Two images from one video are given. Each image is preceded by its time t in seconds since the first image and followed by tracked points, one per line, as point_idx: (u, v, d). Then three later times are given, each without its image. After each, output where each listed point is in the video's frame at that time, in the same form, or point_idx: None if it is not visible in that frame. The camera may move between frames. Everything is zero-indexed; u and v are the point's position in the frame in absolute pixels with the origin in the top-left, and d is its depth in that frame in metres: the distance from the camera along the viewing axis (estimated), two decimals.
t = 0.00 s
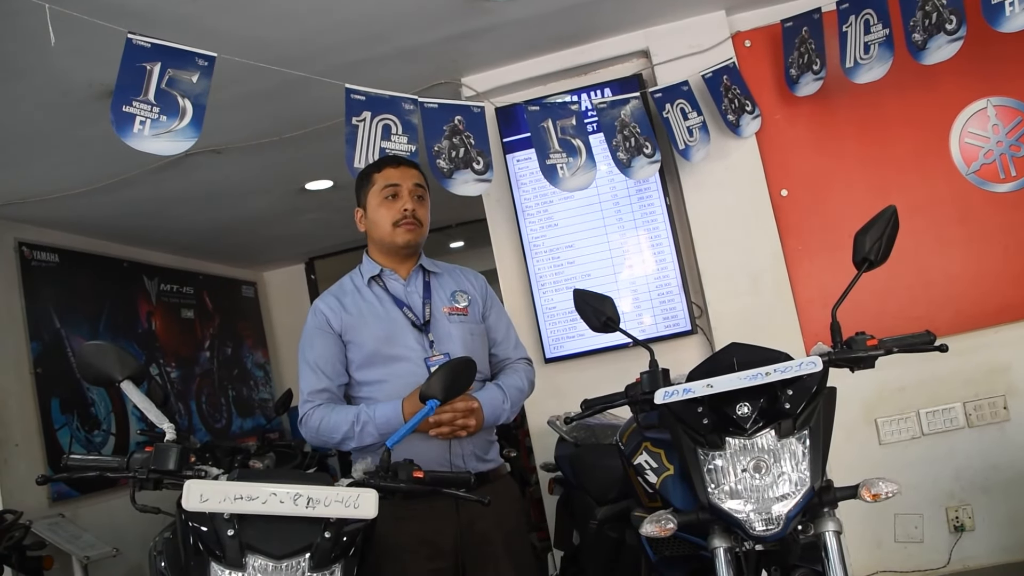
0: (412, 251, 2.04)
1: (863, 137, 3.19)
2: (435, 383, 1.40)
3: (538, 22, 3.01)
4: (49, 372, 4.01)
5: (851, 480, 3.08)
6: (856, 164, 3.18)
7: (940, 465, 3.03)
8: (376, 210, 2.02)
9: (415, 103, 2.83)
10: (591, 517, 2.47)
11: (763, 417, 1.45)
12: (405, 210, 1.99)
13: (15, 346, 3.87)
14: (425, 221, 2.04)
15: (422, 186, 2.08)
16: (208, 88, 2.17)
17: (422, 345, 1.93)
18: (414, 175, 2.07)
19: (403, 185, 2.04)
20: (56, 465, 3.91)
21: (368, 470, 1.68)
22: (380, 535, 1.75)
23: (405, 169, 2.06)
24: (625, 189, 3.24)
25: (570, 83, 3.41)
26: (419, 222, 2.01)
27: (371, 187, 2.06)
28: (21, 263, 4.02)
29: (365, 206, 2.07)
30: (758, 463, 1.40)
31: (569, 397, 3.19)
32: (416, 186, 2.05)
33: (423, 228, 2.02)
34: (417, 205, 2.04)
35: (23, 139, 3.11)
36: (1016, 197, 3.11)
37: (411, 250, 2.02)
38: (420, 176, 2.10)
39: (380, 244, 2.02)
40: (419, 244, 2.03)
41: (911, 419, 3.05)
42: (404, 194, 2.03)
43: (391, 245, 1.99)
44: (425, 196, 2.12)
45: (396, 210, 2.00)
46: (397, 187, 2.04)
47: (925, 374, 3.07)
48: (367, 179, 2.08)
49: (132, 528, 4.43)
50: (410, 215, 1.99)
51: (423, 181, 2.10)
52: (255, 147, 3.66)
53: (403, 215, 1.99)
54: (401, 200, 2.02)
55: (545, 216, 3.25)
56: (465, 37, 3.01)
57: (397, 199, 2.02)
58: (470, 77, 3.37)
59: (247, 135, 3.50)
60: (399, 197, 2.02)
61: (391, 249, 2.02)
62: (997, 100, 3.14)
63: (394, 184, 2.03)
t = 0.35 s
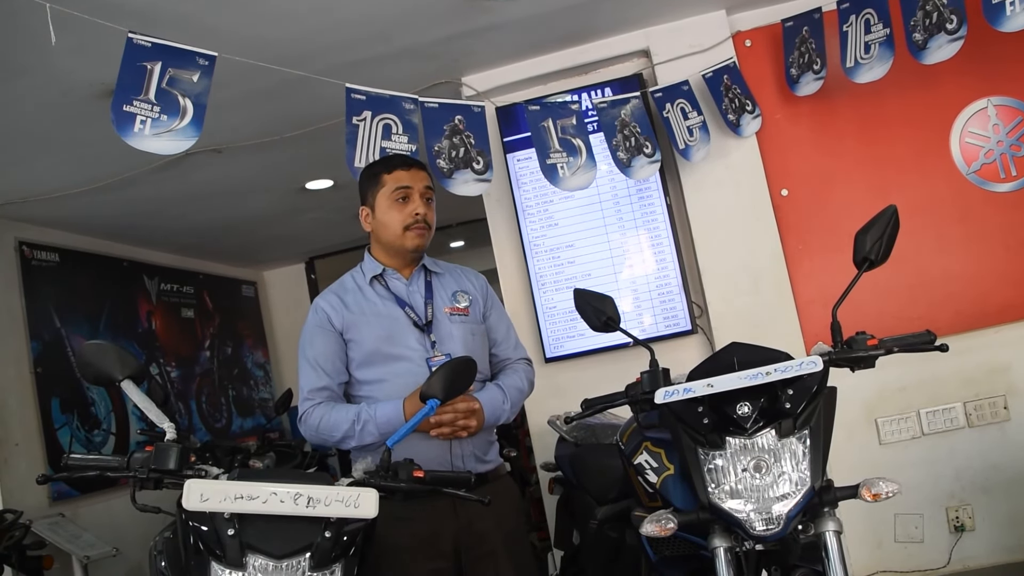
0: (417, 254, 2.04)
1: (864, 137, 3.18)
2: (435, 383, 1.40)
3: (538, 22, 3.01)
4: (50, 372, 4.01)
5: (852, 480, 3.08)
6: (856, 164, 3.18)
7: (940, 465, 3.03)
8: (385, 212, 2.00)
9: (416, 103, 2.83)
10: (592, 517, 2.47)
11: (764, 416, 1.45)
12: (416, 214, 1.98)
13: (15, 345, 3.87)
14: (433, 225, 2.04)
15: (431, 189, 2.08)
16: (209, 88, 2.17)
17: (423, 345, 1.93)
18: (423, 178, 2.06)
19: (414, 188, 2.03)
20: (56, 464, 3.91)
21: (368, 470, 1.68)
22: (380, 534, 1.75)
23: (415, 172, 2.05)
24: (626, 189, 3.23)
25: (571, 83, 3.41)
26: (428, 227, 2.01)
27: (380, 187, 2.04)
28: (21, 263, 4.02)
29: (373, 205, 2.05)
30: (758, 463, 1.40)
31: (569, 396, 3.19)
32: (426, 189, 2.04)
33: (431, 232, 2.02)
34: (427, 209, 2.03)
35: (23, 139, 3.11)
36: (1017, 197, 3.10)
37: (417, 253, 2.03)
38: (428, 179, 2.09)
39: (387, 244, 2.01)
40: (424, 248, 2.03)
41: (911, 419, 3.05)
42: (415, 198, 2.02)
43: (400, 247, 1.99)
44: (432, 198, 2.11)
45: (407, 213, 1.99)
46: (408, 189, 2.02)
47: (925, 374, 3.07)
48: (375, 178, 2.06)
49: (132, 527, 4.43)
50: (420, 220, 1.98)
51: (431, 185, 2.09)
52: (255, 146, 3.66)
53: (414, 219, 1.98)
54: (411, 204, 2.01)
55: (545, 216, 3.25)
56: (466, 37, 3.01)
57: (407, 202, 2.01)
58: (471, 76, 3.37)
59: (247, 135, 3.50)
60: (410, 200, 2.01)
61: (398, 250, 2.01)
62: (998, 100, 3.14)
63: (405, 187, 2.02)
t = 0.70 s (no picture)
0: (413, 247, 2.03)
1: (863, 137, 3.18)
2: (435, 383, 1.40)
3: (538, 21, 3.01)
4: (49, 372, 4.01)
5: (852, 480, 3.08)
6: (856, 164, 3.18)
7: (940, 464, 3.03)
8: (367, 214, 2.03)
9: (415, 102, 2.83)
10: (591, 517, 2.47)
11: (763, 416, 1.45)
12: (393, 208, 1.98)
13: (15, 345, 3.87)
14: (418, 213, 2.03)
15: (410, 179, 2.06)
16: (208, 88, 2.17)
17: (424, 345, 1.93)
18: (399, 170, 2.06)
19: (389, 184, 2.03)
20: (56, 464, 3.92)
21: (367, 469, 1.69)
22: (380, 533, 1.76)
23: (388, 167, 2.06)
24: (626, 189, 3.24)
25: (571, 83, 3.41)
26: (411, 216, 2.00)
27: (360, 192, 2.07)
28: (21, 262, 4.02)
29: (359, 211, 2.08)
30: (758, 462, 1.40)
31: (569, 396, 3.19)
32: (402, 181, 2.04)
33: (416, 221, 2.01)
34: (406, 200, 2.02)
35: (23, 138, 3.11)
36: (1017, 196, 3.11)
37: (410, 246, 2.02)
38: (406, 169, 2.08)
39: (379, 246, 2.03)
40: (416, 238, 2.02)
41: (911, 419, 3.05)
42: (390, 193, 2.02)
43: (389, 246, 2.00)
44: (417, 188, 2.10)
45: (385, 209, 1.99)
46: (384, 187, 2.03)
47: (925, 373, 3.07)
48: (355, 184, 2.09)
49: (132, 527, 4.43)
50: (399, 212, 1.98)
51: (410, 175, 2.08)
52: (255, 146, 3.66)
53: (393, 214, 1.98)
54: (388, 200, 2.01)
55: (545, 215, 3.25)
56: (465, 36, 3.01)
57: (384, 199, 2.02)
58: (471, 76, 3.37)
59: (247, 134, 3.50)
60: (386, 196, 2.02)
61: (391, 250, 2.02)
62: (997, 99, 3.14)
63: (379, 185, 2.03)
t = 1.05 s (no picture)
0: (399, 248, 2.02)
1: (862, 136, 3.19)
2: (434, 382, 1.40)
3: (537, 21, 3.01)
4: (49, 371, 4.01)
5: (851, 479, 3.08)
6: (855, 163, 3.18)
7: (940, 463, 3.04)
8: (351, 221, 2.02)
9: (415, 102, 2.84)
10: (591, 516, 2.47)
11: (763, 415, 1.46)
12: (373, 213, 1.96)
13: (15, 344, 3.87)
14: (401, 215, 2.00)
15: (390, 181, 2.03)
16: (208, 87, 2.17)
17: (420, 341, 1.93)
18: (379, 173, 2.03)
19: (368, 189, 2.00)
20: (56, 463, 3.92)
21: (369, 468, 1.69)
22: (379, 533, 1.75)
23: (367, 171, 2.03)
24: (625, 188, 3.24)
25: (571, 82, 3.41)
26: (393, 220, 1.98)
27: (342, 197, 2.05)
28: (21, 262, 4.02)
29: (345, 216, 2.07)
30: (757, 462, 1.40)
31: (569, 395, 3.19)
32: (380, 185, 2.01)
33: (399, 224, 1.99)
34: (387, 204, 2.00)
35: (23, 138, 3.11)
36: (1017, 196, 3.11)
37: (396, 248, 2.01)
38: (386, 171, 2.05)
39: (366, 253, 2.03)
40: (401, 240, 2.00)
41: (911, 418, 3.06)
42: (370, 198, 2.00)
43: (375, 252, 1.99)
44: (400, 188, 2.06)
45: (366, 215, 1.98)
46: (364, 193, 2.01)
47: (925, 373, 3.07)
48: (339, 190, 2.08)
49: (132, 526, 4.43)
50: (379, 217, 1.96)
51: (391, 177, 2.05)
52: (255, 145, 3.66)
53: (373, 219, 1.97)
54: (369, 205, 1.99)
55: (545, 215, 3.25)
56: (465, 36, 3.01)
57: (365, 204, 2.00)
58: (471, 75, 3.37)
59: (247, 134, 3.50)
60: (366, 202, 2.00)
61: (378, 255, 2.01)
62: (997, 99, 3.14)
63: (359, 190, 2.01)
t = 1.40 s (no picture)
0: (396, 254, 2.02)
1: (863, 136, 3.18)
2: (435, 380, 1.40)
3: (538, 20, 3.01)
4: (50, 370, 4.01)
5: (852, 479, 3.08)
6: (856, 163, 3.18)
7: (940, 463, 3.03)
8: (353, 220, 2.01)
9: (416, 101, 2.84)
10: (591, 514, 2.46)
11: (764, 414, 1.46)
12: (376, 218, 1.96)
13: (15, 343, 3.87)
14: (403, 221, 2.00)
15: (396, 186, 2.01)
16: (209, 86, 2.17)
17: (418, 343, 1.93)
18: (385, 175, 2.01)
19: (373, 193, 1.98)
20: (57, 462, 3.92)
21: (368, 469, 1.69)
22: (380, 531, 1.75)
23: (373, 172, 2.00)
24: (625, 187, 3.24)
25: (571, 81, 3.41)
26: (394, 226, 1.97)
27: (346, 194, 2.04)
28: (22, 261, 4.02)
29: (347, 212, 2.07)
30: (758, 461, 1.40)
31: (570, 394, 3.19)
32: (386, 189, 1.99)
33: (400, 231, 1.98)
34: (390, 208, 1.99)
35: (24, 137, 3.11)
36: (1017, 196, 3.10)
37: (395, 253, 2.01)
38: (392, 174, 2.02)
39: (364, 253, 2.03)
40: (400, 246, 2.01)
41: (911, 418, 3.05)
42: (374, 201, 1.99)
43: (371, 255, 2.00)
44: (405, 192, 2.04)
45: (368, 218, 1.98)
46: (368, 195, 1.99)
47: (924, 372, 3.07)
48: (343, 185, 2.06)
49: (132, 525, 4.43)
50: (382, 223, 1.96)
51: (398, 181, 2.02)
52: (256, 144, 3.66)
53: (374, 223, 1.96)
54: (372, 207, 1.98)
55: (546, 215, 3.25)
56: (466, 35, 3.01)
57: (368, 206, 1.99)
58: (471, 75, 3.37)
59: (248, 133, 3.50)
60: (370, 204, 1.99)
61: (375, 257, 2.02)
62: (998, 98, 3.14)
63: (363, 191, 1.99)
